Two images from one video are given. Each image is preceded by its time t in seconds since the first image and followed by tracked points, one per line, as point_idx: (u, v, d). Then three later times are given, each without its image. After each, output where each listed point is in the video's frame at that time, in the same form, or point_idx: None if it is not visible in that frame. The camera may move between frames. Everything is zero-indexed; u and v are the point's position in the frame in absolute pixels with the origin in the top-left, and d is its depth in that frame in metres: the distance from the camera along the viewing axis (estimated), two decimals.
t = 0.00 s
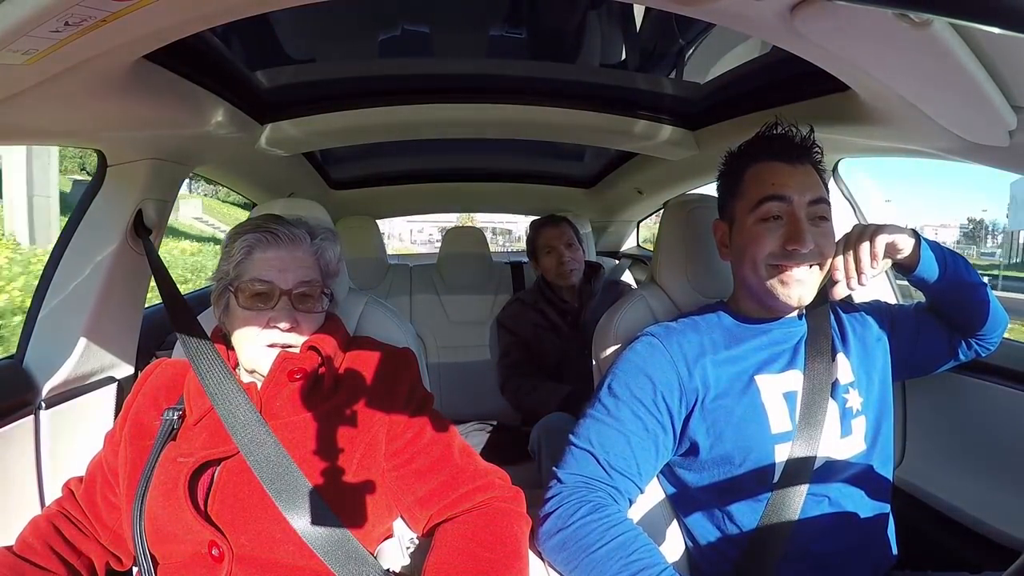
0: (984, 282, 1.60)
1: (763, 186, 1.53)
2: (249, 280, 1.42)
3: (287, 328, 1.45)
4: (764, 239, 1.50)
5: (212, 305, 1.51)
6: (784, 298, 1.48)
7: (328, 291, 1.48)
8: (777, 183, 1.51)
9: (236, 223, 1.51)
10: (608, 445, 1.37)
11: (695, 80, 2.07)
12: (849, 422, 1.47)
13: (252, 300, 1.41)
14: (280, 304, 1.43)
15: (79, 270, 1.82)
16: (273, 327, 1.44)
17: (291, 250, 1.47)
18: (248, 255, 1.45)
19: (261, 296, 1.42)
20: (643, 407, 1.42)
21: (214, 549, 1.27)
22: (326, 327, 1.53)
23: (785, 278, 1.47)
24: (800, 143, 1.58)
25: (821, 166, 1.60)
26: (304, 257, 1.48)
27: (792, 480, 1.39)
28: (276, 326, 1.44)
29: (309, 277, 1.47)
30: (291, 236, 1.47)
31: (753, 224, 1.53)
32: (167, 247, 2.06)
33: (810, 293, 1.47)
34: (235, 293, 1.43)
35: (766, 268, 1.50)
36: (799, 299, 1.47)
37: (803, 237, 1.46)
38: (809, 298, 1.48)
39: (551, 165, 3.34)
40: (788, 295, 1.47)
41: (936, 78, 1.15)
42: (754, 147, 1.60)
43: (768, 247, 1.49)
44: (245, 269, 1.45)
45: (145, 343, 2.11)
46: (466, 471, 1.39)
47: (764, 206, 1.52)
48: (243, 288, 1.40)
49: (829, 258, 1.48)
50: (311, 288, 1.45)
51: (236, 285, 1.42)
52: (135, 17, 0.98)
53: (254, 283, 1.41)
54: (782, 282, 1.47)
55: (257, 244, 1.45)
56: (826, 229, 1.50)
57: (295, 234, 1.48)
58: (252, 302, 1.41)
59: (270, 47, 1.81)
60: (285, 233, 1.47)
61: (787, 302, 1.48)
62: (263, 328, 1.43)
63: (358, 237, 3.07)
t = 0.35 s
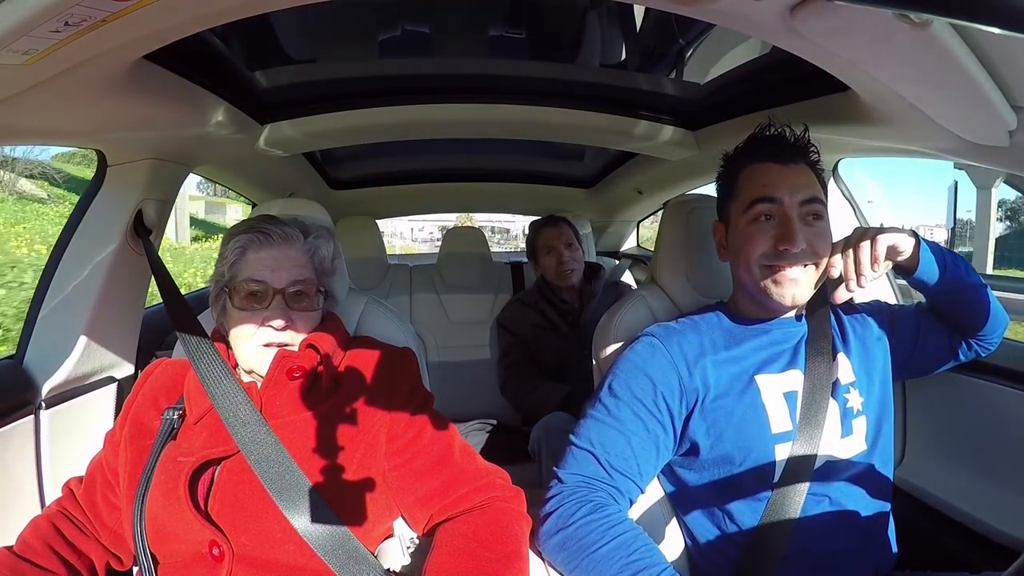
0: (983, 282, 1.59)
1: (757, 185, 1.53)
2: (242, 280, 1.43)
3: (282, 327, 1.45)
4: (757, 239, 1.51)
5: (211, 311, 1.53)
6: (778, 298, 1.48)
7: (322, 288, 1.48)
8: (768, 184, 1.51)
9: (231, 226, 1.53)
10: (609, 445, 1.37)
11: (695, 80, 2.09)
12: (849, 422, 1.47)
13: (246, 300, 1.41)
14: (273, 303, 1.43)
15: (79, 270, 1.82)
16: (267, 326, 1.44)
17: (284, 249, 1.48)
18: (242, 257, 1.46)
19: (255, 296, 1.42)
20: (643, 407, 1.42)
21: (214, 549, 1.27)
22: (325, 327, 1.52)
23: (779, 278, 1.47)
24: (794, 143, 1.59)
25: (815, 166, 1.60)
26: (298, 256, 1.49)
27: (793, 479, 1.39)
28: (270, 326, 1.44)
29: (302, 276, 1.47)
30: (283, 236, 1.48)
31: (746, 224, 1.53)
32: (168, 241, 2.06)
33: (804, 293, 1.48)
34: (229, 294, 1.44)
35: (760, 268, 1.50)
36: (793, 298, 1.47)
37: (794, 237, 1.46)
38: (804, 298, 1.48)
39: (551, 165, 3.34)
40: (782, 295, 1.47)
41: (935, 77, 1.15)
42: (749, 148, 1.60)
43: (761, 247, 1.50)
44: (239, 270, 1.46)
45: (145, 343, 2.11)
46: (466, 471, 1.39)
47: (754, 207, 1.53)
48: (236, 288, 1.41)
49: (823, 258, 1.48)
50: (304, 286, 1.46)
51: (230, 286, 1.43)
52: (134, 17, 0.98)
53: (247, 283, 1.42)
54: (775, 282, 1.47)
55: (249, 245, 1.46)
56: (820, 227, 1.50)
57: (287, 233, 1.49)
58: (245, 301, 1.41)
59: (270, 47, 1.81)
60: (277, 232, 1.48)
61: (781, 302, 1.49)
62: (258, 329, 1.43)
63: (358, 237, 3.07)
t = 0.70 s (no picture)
0: (984, 282, 1.59)
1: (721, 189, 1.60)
2: (232, 279, 1.43)
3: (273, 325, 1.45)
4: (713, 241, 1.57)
5: (207, 312, 1.55)
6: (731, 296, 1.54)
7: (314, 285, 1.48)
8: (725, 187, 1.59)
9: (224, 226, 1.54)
10: (608, 446, 1.37)
11: (695, 80, 2.06)
12: (850, 423, 1.47)
13: (238, 299, 1.42)
14: (264, 302, 1.44)
15: (80, 270, 1.82)
16: (260, 325, 1.44)
17: (273, 247, 1.48)
18: (233, 256, 1.47)
19: (246, 295, 1.42)
20: (643, 407, 1.42)
21: (214, 549, 1.27)
22: (320, 325, 1.52)
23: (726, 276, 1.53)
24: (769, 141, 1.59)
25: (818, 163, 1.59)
26: (288, 253, 1.49)
27: (793, 480, 1.39)
28: (262, 324, 1.44)
29: (293, 274, 1.47)
30: (273, 233, 1.49)
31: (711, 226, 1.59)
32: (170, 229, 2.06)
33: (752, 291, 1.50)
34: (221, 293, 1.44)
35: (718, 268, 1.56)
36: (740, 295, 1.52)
37: (736, 235, 1.50)
38: (754, 296, 1.51)
39: (551, 165, 3.34)
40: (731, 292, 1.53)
41: (936, 77, 1.15)
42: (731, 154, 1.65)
43: (715, 247, 1.56)
44: (231, 270, 1.47)
45: (145, 343, 2.11)
46: (466, 471, 1.39)
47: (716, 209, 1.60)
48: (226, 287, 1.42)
49: (773, 258, 1.49)
50: (294, 283, 1.46)
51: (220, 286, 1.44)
52: (134, 17, 0.98)
53: (236, 281, 1.42)
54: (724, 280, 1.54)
55: (240, 244, 1.46)
56: (774, 225, 1.49)
57: (277, 231, 1.49)
58: (235, 300, 1.42)
59: (270, 47, 1.81)
60: (266, 231, 1.48)
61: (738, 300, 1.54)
62: (251, 327, 1.44)
63: (358, 236, 3.08)
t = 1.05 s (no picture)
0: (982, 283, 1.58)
1: (756, 181, 1.54)
2: (235, 281, 1.43)
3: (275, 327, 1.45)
4: (757, 235, 1.50)
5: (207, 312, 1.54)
6: (781, 294, 1.48)
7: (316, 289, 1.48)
8: (767, 180, 1.52)
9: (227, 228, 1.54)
10: (608, 446, 1.37)
11: (695, 80, 2.06)
12: (849, 423, 1.47)
13: (239, 301, 1.42)
14: (266, 304, 1.44)
15: (80, 270, 1.82)
16: (261, 326, 1.44)
17: (276, 249, 1.48)
18: (235, 258, 1.47)
19: (248, 297, 1.42)
20: (643, 408, 1.42)
21: (214, 549, 1.27)
22: (322, 324, 1.53)
23: (782, 273, 1.47)
24: (793, 141, 1.59)
25: (815, 166, 1.61)
26: (290, 256, 1.48)
27: (793, 479, 1.39)
28: (263, 326, 1.44)
29: (295, 276, 1.47)
30: (276, 236, 1.48)
31: (746, 220, 1.53)
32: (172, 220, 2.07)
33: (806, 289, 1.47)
34: (224, 295, 1.44)
35: (761, 265, 1.49)
36: (794, 292, 1.47)
37: (794, 231, 1.46)
38: (805, 293, 1.48)
39: (551, 165, 3.34)
40: (785, 290, 1.47)
41: (936, 77, 1.15)
42: (743, 149, 1.62)
43: (761, 243, 1.49)
44: (234, 272, 1.47)
45: (145, 343, 2.11)
46: (466, 472, 1.39)
47: (755, 203, 1.53)
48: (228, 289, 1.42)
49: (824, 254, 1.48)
50: (295, 286, 1.45)
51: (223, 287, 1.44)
52: (134, 17, 0.98)
53: (238, 283, 1.42)
54: (779, 278, 1.47)
55: (243, 246, 1.46)
56: (819, 224, 1.50)
57: (280, 234, 1.49)
58: (238, 302, 1.42)
59: (270, 47, 1.81)
60: (269, 233, 1.48)
61: (783, 297, 1.49)
62: (252, 329, 1.44)
63: (359, 236, 3.08)
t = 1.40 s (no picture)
0: (982, 283, 1.59)
1: (761, 180, 1.53)
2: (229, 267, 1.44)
3: (269, 311, 1.44)
4: (765, 233, 1.50)
5: (206, 310, 1.55)
6: (788, 291, 1.47)
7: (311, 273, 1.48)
8: (772, 180, 1.52)
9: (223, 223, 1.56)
10: (608, 446, 1.37)
11: (695, 80, 2.06)
12: (850, 422, 1.47)
13: (234, 284, 1.42)
14: (260, 289, 1.44)
15: (79, 270, 1.82)
16: (256, 307, 1.43)
17: (270, 236, 1.48)
18: (231, 247, 1.48)
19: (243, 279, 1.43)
20: (643, 408, 1.42)
21: (214, 549, 1.27)
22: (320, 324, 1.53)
23: (789, 270, 1.46)
24: (794, 142, 1.60)
25: (814, 165, 1.61)
26: (284, 242, 1.49)
27: (792, 479, 1.39)
28: (258, 311, 1.43)
29: (289, 258, 1.47)
30: (271, 225, 1.50)
31: (752, 219, 1.53)
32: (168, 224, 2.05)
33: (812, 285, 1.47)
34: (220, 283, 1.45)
35: (768, 263, 1.49)
36: (801, 290, 1.47)
37: (801, 227, 1.46)
38: (811, 290, 1.48)
39: (552, 165, 3.34)
40: (793, 288, 1.47)
41: (936, 77, 1.15)
42: (746, 148, 1.61)
43: (768, 241, 1.49)
44: (229, 259, 1.47)
45: (145, 343, 2.11)
46: (467, 471, 1.39)
47: (761, 202, 1.52)
48: (223, 275, 1.42)
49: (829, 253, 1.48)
50: (289, 269, 1.45)
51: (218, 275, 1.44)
52: (134, 18, 0.98)
53: (232, 268, 1.43)
54: (786, 275, 1.47)
55: (238, 234, 1.48)
56: (824, 222, 1.50)
57: (274, 222, 1.51)
58: (232, 287, 1.42)
59: (269, 47, 1.81)
60: (264, 221, 1.50)
61: (791, 295, 1.48)
62: (247, 311, 1.43)
63: (359, 237, 3.08)
